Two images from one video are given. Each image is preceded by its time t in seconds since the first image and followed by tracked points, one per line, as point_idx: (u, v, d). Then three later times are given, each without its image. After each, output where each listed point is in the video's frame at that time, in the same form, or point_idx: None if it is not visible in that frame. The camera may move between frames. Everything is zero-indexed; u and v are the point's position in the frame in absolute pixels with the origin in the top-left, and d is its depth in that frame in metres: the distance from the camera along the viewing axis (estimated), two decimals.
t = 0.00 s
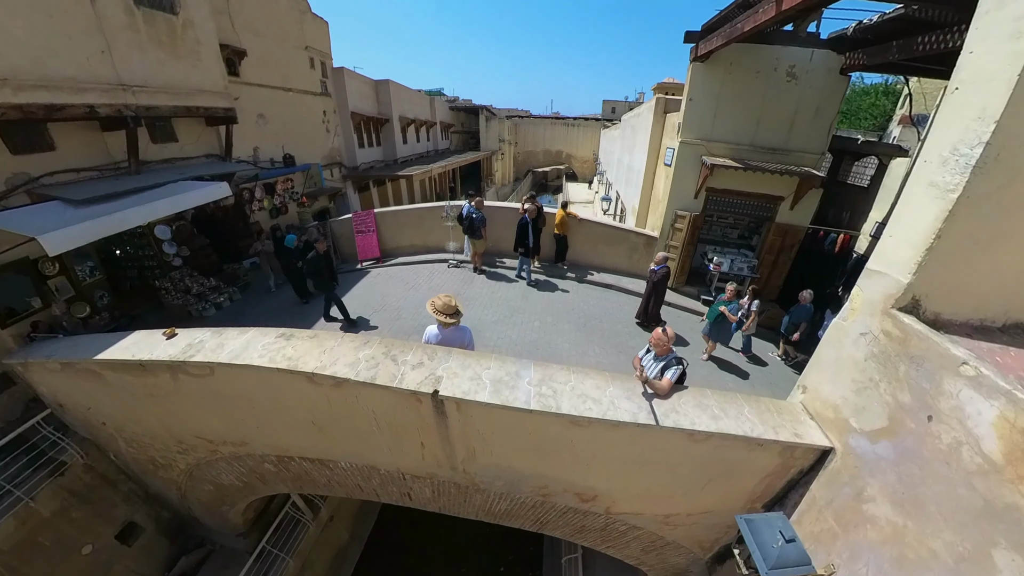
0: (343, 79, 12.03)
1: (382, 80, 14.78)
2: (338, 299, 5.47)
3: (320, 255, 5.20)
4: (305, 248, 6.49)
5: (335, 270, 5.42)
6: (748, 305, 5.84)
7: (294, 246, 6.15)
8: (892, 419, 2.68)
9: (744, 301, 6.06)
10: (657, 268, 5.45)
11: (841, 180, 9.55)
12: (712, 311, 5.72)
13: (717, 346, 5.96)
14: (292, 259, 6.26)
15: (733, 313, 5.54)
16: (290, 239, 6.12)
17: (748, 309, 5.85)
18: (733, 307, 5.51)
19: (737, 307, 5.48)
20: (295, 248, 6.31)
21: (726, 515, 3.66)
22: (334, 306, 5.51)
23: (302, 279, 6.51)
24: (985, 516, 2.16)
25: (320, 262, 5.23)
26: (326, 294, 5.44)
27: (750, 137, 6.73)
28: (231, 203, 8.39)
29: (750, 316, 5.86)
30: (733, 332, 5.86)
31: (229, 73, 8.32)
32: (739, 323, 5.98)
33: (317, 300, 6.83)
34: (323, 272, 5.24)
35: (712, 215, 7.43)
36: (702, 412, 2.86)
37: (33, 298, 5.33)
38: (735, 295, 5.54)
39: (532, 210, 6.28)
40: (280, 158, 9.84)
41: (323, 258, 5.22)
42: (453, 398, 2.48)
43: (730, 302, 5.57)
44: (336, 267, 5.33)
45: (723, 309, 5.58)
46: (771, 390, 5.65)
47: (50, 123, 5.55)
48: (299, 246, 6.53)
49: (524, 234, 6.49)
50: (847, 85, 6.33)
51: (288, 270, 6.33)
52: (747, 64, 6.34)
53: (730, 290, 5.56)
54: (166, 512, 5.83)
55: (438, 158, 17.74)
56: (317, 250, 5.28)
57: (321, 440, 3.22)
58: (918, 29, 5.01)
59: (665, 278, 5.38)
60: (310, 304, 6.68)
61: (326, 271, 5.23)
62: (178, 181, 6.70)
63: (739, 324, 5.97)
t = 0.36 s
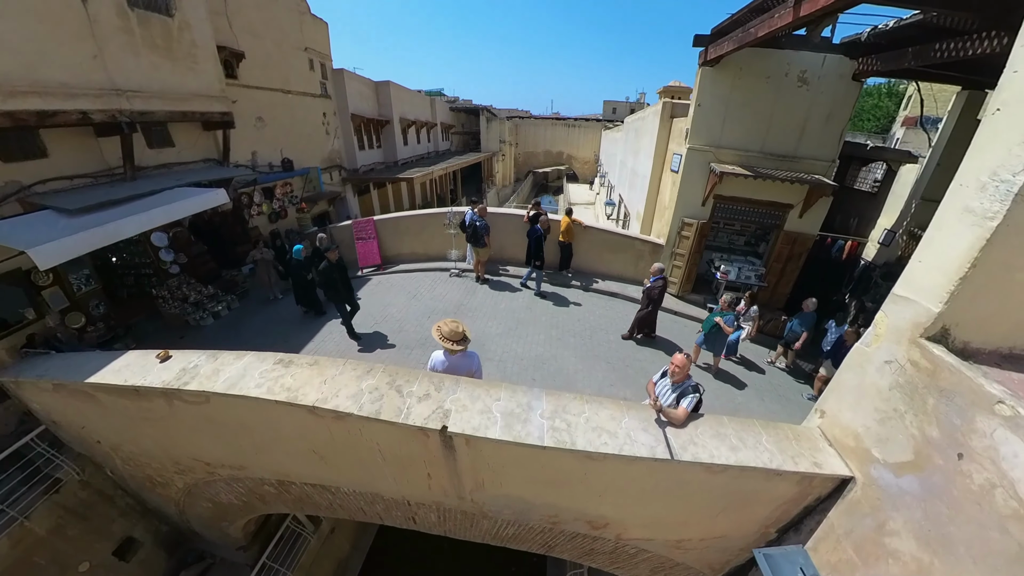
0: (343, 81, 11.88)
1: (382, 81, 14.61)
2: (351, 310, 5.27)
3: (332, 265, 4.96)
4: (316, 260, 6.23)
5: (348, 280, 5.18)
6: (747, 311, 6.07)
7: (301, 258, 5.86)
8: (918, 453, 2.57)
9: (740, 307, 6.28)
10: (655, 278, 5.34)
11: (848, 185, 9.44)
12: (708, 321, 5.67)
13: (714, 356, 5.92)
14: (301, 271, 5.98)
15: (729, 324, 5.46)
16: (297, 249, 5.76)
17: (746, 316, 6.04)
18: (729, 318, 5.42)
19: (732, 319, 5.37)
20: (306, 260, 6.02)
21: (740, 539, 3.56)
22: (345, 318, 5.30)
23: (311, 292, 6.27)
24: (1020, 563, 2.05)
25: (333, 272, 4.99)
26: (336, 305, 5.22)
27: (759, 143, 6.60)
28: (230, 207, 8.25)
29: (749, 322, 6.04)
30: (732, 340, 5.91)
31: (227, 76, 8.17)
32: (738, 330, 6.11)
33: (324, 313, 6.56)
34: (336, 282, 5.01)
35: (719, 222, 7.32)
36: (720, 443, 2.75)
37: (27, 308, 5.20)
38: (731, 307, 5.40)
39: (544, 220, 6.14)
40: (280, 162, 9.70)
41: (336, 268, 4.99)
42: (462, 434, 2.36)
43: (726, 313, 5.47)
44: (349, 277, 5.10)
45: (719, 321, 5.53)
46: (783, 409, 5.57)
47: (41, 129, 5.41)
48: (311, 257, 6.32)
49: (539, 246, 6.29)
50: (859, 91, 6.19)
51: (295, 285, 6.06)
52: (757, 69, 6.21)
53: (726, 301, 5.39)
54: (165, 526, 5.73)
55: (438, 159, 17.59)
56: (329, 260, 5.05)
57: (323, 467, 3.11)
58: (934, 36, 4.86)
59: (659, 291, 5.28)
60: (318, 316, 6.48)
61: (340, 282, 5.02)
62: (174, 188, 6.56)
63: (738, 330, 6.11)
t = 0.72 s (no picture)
0: (343, 82, 11.73)
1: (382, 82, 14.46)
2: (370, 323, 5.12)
3: (354, 279, 4.74)
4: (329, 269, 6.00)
5: (368, 293, 4.96)
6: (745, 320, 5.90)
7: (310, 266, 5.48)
8: (948, 484, 2.45)
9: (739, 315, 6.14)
10: (650, 286, 5.25)
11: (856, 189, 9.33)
12: (703, 325, 5.29)
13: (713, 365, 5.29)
14: (310, 281, 5.53)
15: (726, 329, 5.03)
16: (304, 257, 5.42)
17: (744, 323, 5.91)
18: (726, 322, 5.03)
19: (729, 323, 4.97)
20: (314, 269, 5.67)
21: (757, 564, 3.44)
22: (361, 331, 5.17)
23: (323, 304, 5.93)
24: None
25: (353, 286, 4.78)
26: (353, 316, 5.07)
27: (768, 148, 6.47)
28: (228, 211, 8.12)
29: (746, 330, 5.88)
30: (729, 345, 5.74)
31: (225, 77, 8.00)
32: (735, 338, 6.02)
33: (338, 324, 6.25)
34: (356, 297, 4.83)
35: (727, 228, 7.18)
36: (740, 471, 2.64)
37: (20, 317, 5.09)
38: (729, 310, 5.03)
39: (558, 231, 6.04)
40: (279, 165, 9.57)
41: (357, 282, 4.77)
42: (474, 470, 2.24)
43: (723, 317, 5.08)
44: (369, 290, 4.90)
45: (714, 323, 5.08)
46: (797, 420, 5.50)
47: (33, 134, 5.28)
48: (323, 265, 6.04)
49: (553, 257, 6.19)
50: (872, 95, 6.04)
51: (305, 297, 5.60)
52: (768, 72, 6.07)
53: (724, 303, 5.04)
54: (164, 540, 5.61)
55: (440, 160, 17.45)
56: (350, 272, 4.75)
57: (326, 493, 2.98)
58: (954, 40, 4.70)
59: (653, 299, 5.19)
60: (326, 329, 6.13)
61: (362, 296, 4.82)
62: (171, 194, 6.42)
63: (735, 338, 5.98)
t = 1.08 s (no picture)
0: (342, 84, 11.59)
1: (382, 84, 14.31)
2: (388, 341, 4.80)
3: (368, 291, 4.45)
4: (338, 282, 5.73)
5: (383, 306, 4.64)
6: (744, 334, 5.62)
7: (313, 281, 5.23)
8: (974, 532, 2.32)
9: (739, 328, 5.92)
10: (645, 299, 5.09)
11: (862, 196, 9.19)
12: (698, 342, 5.16)
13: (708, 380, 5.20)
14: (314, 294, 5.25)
15: (722, 346, 4.96)
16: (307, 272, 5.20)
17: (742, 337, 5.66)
18: (722, 340, 4.95)
19: (726, 341, 4.89)
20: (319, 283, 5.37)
21: None
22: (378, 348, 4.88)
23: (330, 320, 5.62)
24: None
25: (367, 300, 4.47)
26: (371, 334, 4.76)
27: (777, 157, 6.30)
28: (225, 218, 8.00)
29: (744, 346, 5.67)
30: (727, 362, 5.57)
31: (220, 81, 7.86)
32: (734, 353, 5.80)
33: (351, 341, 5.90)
34: (370, 311, 4.51)
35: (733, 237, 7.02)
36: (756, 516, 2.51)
37: (11, 333, 4.97)
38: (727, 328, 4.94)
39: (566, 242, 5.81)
40: (277, 170, 9.43)
41: (371, 294, 4.46)
42: (477, 523, 2.12)
43: (719, 335, 4.99)
44: (383, 304, 4.58)
45: (710, 341, 4.98)
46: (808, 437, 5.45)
47: (23, 144, 5.13)
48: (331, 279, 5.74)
49: (559, 269, 6.01)
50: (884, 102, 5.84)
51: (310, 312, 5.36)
52: (777, 78, 5.89)
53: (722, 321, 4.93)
54: (160, 558, 5.48)
55: (440, 162, 17.33)
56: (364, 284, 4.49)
57: (322, 532, 2.86)
58: (972, 48, 4.47)
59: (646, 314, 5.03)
60: (334, 351, 5.72)
61: (376, 310, 4.52)
62: (165, 204, 6.26)
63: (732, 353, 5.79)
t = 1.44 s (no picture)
0: (339, 87, 11.37)
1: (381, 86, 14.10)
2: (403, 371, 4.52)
3: (382, 324, 4.15)
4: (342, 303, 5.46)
5: (398, 337, 4.35)
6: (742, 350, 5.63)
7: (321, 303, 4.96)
8: None
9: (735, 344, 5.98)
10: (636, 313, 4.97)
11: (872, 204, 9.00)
12: (696, 362, 4.98)
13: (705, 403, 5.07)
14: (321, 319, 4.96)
15: (721, 370, 4.77)
16: (314, 293, 4.93)
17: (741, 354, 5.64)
18: (722, 363, 4.77)
19: (725, 364, 4.73)
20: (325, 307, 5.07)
21: None
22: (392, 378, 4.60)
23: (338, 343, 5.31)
24: None
25: (381, 333, 4.17)
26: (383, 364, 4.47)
27: (790, 168, 6.07)
28: (220, 227, 7.81)
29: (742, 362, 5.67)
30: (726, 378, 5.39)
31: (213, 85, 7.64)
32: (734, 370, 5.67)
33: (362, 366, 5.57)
34: (385, 343, 4.22)
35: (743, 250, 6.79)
36: None
37: None
38: (728, 351, 4.75)
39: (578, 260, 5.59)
40: (273, 176, 9.21)
41: (386, 326, 4.16)
42: None
43: (719, 357, 4.81)
44: (398, 335, 4.29)
45: (709, 364, 4.83)
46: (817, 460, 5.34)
47: (7, 155, 4.92)
48: (335, 299, 5.46)
49: (569, 286, 5.68)
50: (902, 112, 5.60)
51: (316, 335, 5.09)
52: (791, 86, 5.64)
53: (722, 343, 4.75)
54: None
55: (440, 165, 17.11)
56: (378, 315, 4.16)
57: None
58: (1000, 58, 4.21)
59: (637, 328, 4.98)
60: (344, 377, 5.37)
61: (390, 342, 4.24)
62: (155, 216, 6.04)
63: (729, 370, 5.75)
